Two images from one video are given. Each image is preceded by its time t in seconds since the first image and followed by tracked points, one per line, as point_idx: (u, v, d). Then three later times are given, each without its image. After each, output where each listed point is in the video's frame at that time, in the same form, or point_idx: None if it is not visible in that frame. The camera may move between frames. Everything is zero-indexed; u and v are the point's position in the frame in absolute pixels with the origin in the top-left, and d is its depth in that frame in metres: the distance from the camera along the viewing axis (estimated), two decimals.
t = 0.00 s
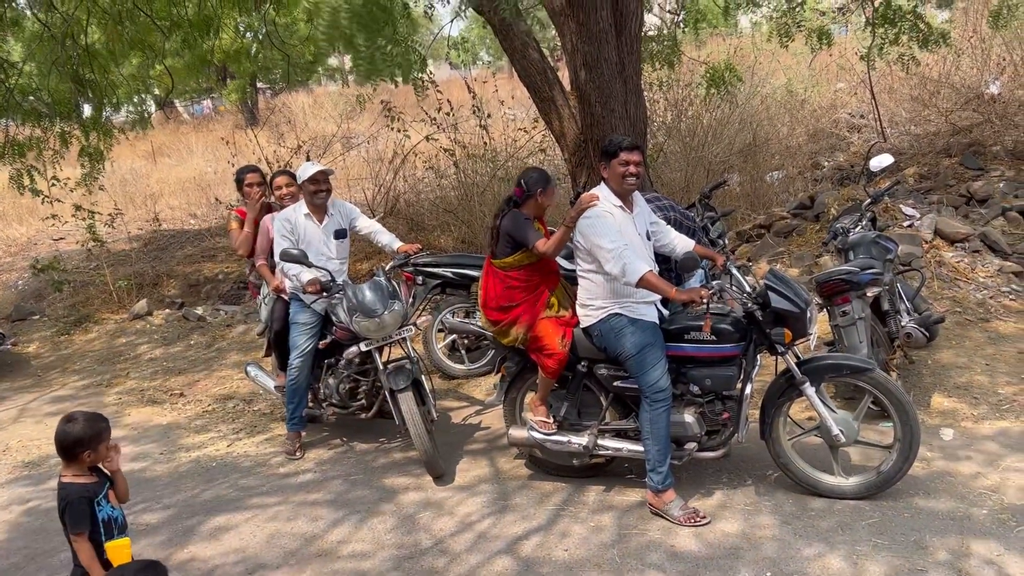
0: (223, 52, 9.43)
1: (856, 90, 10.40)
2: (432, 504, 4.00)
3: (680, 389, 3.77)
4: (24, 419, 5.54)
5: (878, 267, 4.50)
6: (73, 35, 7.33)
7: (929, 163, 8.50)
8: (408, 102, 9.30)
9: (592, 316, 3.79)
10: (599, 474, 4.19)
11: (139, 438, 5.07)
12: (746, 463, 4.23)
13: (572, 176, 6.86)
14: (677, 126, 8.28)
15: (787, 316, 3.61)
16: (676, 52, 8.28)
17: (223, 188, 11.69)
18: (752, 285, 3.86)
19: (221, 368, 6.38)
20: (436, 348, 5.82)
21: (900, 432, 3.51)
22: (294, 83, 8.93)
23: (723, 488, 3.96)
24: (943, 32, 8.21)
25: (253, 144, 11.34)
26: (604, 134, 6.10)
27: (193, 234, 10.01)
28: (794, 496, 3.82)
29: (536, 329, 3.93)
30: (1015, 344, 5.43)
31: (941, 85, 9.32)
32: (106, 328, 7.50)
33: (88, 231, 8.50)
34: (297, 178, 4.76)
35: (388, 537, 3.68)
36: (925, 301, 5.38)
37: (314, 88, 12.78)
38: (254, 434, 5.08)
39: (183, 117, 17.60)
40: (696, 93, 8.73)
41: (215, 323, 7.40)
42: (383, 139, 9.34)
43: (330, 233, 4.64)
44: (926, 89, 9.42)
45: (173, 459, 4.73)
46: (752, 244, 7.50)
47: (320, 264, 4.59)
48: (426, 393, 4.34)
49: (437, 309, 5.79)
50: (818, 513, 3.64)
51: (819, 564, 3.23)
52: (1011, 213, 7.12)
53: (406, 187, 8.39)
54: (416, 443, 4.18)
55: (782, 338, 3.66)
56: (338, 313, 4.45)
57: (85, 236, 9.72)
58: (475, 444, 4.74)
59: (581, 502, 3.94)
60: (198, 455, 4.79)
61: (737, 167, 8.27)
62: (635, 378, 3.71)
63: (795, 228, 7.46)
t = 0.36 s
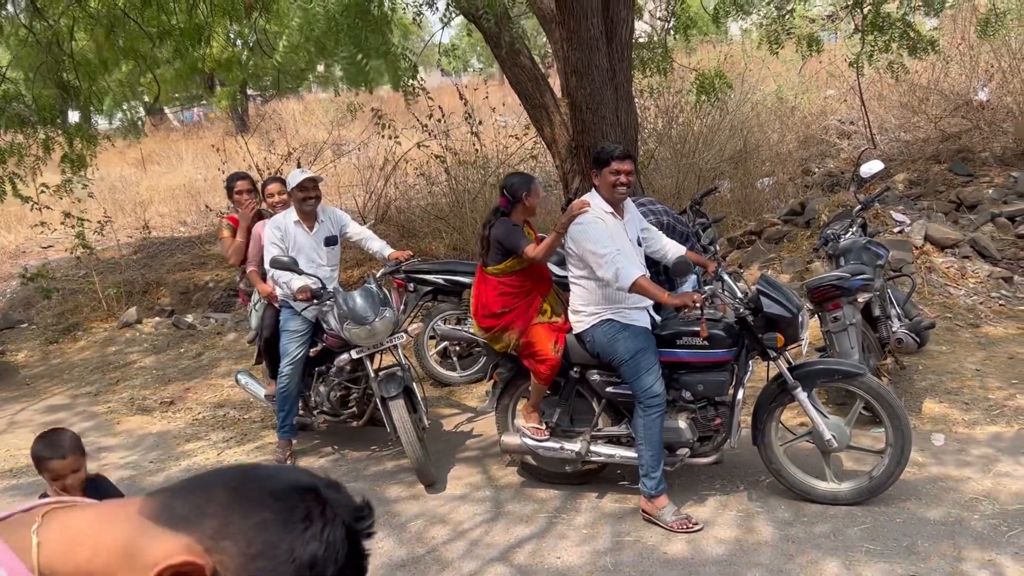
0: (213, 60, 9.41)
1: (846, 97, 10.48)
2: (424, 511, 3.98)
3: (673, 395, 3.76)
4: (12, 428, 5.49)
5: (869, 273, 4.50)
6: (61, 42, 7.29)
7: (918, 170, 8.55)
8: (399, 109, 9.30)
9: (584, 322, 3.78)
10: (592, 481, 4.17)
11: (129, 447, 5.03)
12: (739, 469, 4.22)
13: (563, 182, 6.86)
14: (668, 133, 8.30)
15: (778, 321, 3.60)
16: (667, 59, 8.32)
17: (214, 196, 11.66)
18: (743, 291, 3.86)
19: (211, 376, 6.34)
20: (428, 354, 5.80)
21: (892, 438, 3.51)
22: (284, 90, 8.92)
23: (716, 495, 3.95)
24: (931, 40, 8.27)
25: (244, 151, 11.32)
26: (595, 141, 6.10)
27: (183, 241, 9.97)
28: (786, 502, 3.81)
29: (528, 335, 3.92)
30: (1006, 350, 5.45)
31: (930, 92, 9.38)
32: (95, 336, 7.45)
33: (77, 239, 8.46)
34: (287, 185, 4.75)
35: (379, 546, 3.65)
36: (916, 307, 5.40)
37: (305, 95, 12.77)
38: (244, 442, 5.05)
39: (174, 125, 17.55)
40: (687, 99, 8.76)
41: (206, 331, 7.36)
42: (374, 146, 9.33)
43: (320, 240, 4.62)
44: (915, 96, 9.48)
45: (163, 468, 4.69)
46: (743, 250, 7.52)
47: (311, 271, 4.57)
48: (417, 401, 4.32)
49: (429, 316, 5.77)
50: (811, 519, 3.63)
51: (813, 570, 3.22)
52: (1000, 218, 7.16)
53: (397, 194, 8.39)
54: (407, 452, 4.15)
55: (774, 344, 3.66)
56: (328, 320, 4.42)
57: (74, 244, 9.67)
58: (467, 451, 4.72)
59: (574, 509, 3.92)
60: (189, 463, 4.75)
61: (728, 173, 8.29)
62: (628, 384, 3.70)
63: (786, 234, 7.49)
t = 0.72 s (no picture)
0: (203, 67, 9.39)
1: (835, 104, 10.56)
2: (417, 520, 3.97)
3: (664, 403, 3.77)
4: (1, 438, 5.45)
5: (858, 280, 4.53)
6: (49, 49, 7.26)
7: (906, 176, 8.62)
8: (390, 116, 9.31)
9: (576, 329, 3.78)
10: (584, 488, 4.17)
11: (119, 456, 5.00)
12: (730, 475, 4.23)
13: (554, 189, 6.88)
14: (658, 140, 8.34)
15: (768, 328, 3.62)
16: (657, 66, 8.36)
17: (205, 202, 11.63)
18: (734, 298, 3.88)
19: (201, 385, 6.31)
20: (419, 362, 5.80)
21: (881, 444, 3.53)
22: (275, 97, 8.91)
23: (707, 502, 3.96)
24: (918, 47, 8.34)
25: (234, 157, 11.29)
26: (586, 148, 6.13)
27: (174, 248, 9.94)
28: (777, 509, 3.83)
29: (519, 342, 3.92)
30: (994, 355, 5.49)
31: (918, 99, 9.46)
32: (84, 344, 7.40)
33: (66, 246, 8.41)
34: (278, 193, 4.75)
35: (372, 555, 3.64)
36: (905, 313, 5.44)
37: (295, 101, 12.76)
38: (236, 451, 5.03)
39: (163, 131, 17.49)
40: (677, 106, 8.80)
41: (196, 339, 7.33)
42: (365, 153, 9.33)
43: (312, 248, 4.62)
44: (903, 102, 9.57)
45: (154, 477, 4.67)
46: (733, 257, 7.55)
47: (303, 279, 4.57)
48: (409, 408, 4.31)
49: (420, 323, 5.77)
50: (802, 526, 3.65)
51: None
52: (987, 224, 7.22)
53: (388, 201, 8.39)
54: (399, 460, 4.14)
55: (764, 350, 3.67)
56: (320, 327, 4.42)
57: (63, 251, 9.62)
58: (459, 459, 4.71)
59: (567, 517, 3.92)
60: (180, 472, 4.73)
61: (718, 180, 8.34)
62: (619, 391, 3.71)
63: (775, 240, 7.54)
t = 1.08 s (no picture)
0: (195, 69, 9.35)
1: (827, 106, 10.60)
2: (411, 522, 3.95)
3: (659, 402, 3.77)
4: None
5: (852, 280, 4.54)
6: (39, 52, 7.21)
7: (898, 178, 8.66)
8: (382, 119, 9.30)
9: (570, 329, 3.78)
10: (578, 488, 4.17)
11: (112, 460, 4.97)
12: (724, 475, 4.24)
13: (548, 191, 6.88)
14: (651, 142, 8.36)
15: (763, 327, 3.62)
16: (650, 69, 8.37)
17: (197, 206, 11.59)
18: (728, 298, 3.88)
19: (194, 388, 6.28)
20: (414, 363, 5.79)
21: (875, 442, 3.54)
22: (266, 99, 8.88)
23: (702, 501, 3.96)
24: (910, 49, 8.37)
25: (227, 161, 11.26)
26: (580, 150, 6.13)
27: (166, 252, 9.91)
28: (772, 507, 3.83)
29: (514, 342, 3.92)
30: (986, 355, 5.51)
31: (910, 101, 9.50)
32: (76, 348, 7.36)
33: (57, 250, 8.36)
34: (273, 195, 4.73)
35: (366, 557, 3.63)
36: (898, 313, 5.46)
37: (287, 104, 12.74)
38: (230, 453, 5.02)
39: (155, 135, 17.43)
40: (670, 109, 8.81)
41: (189, 342, 7.30)
42: (358, 156, 9.31)
43: (307, 250, 4.60)
44: (895, 105, 9.61)
45: (148, 480, 4.65)
46: (727, 258, 7.57)
47: (297, 281, 4.56)
48: (403, 410, 4.30)
49: (414, 325, 5.77)
50: (797, 525, 3.65)
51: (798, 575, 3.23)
52: (979, 225, 7.25)
53: (382, 204, 8.38)
54: (393, 461, 4.13)
55: (759, 349, 3.68)
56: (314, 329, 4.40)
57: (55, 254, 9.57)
58: (453, 460, 4.71)
59: (562, 517, 3.91)
60: (173, 475, 4.71)
61: (711, 182, 8.35)
62: (615, 391, 3.71)
63: (768, 242, 7.56)
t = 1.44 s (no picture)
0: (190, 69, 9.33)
1: (822, 107, 10.63)
2: (407, 522, 3.94)
3: (655, 402, 3.77)
4: None
5: (847, 279, 4.56)
6: (33, 51, 7.19)
7: (893, 179, 8.68)
8: (377, 120, 9.29)
9: (567, 328, 3.78)
10: (574, 488, 4.16)
11: (106, 461, 4.95)
12: (721, 474, 4.24)
13: (543, 191, 6.88)
14: (647, 143, 8.36)
15: (759, 326, 3.62)
16: (645, 69, 8.38)
17: (192, 207, 11.56)
18: (724, 297, 3.88)
19: (189, 389, 6.27)
20: (410, 364, 5.79)
21: (871, 441, 3.54)
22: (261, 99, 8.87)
23: (698, 501, 3.95)
24: (904, 49, 8.39)
25: (222, 162, 11.24)
26: (575, 150, 6.14)
27: (161, 253, 9.88)
28: (768, 507, 3.83)
29: (511, 342, 3.91)
30: (981, 355, 5.52)
31: (905, 102, 9.53)
32: (70, 349, 7.34)
33: (51, 251, 8.32)
34: (267, 195, 4.73)
35: (362, 557, 3.62)
36: (893, 313, 5.47)
37: (282, 105, 12.72)
38: (226, 454, 5.00)
39: (150, 136, 17.39)
40: (666, 110, 8.82)
41: (184, 343, 7.28)
42: (354, 157, 9.31)
43: (301, 250, 4.59)
44: (890, 106, 9.63)
45: (143, 481, 4.63)
46: (722, 259, 7.59)
47: (292, 281, 4.54)
48: (399, 410, 4.29)
49: (410, 326, 5.76)
50: (793, 525, 3.64)
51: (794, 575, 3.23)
52: (974, 226, 7.27)
53: (377, 204, 8.37)
54: (390, 462, 4.11)
55: (755, 348, 3.68)
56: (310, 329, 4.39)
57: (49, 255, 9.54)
58: (449, 460, 4.70)
59: (559, 517, 3.90)
60: (169, 475, 4.70)
61: (706, 183, 8.36)
62: (611, 390, 3.70)
63: (764, 242, 7.58)
